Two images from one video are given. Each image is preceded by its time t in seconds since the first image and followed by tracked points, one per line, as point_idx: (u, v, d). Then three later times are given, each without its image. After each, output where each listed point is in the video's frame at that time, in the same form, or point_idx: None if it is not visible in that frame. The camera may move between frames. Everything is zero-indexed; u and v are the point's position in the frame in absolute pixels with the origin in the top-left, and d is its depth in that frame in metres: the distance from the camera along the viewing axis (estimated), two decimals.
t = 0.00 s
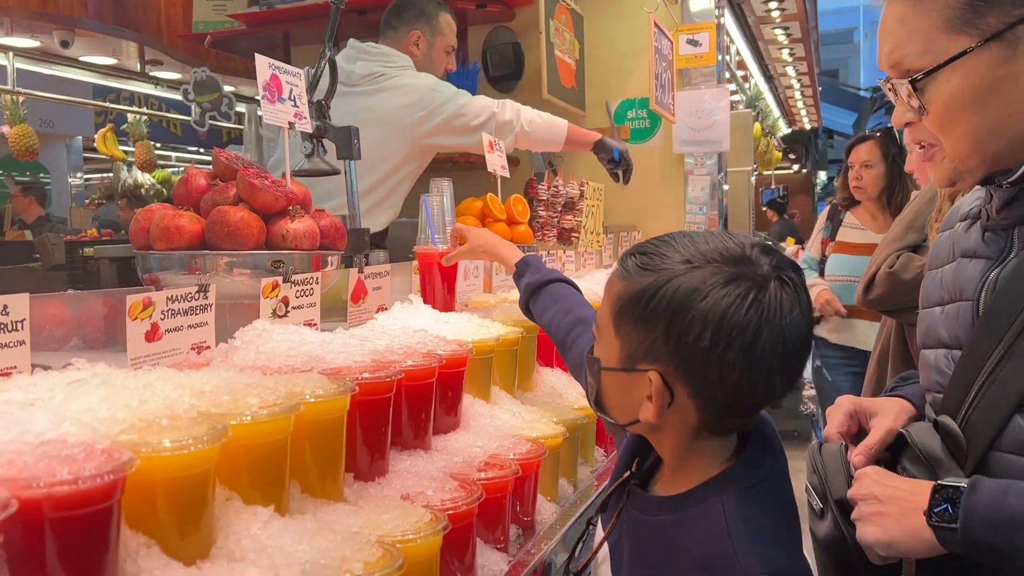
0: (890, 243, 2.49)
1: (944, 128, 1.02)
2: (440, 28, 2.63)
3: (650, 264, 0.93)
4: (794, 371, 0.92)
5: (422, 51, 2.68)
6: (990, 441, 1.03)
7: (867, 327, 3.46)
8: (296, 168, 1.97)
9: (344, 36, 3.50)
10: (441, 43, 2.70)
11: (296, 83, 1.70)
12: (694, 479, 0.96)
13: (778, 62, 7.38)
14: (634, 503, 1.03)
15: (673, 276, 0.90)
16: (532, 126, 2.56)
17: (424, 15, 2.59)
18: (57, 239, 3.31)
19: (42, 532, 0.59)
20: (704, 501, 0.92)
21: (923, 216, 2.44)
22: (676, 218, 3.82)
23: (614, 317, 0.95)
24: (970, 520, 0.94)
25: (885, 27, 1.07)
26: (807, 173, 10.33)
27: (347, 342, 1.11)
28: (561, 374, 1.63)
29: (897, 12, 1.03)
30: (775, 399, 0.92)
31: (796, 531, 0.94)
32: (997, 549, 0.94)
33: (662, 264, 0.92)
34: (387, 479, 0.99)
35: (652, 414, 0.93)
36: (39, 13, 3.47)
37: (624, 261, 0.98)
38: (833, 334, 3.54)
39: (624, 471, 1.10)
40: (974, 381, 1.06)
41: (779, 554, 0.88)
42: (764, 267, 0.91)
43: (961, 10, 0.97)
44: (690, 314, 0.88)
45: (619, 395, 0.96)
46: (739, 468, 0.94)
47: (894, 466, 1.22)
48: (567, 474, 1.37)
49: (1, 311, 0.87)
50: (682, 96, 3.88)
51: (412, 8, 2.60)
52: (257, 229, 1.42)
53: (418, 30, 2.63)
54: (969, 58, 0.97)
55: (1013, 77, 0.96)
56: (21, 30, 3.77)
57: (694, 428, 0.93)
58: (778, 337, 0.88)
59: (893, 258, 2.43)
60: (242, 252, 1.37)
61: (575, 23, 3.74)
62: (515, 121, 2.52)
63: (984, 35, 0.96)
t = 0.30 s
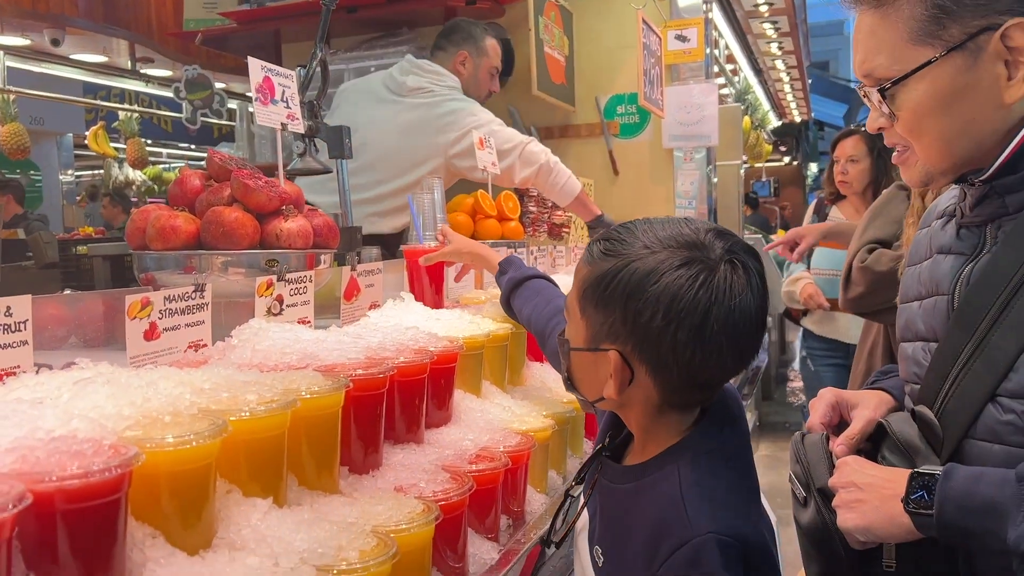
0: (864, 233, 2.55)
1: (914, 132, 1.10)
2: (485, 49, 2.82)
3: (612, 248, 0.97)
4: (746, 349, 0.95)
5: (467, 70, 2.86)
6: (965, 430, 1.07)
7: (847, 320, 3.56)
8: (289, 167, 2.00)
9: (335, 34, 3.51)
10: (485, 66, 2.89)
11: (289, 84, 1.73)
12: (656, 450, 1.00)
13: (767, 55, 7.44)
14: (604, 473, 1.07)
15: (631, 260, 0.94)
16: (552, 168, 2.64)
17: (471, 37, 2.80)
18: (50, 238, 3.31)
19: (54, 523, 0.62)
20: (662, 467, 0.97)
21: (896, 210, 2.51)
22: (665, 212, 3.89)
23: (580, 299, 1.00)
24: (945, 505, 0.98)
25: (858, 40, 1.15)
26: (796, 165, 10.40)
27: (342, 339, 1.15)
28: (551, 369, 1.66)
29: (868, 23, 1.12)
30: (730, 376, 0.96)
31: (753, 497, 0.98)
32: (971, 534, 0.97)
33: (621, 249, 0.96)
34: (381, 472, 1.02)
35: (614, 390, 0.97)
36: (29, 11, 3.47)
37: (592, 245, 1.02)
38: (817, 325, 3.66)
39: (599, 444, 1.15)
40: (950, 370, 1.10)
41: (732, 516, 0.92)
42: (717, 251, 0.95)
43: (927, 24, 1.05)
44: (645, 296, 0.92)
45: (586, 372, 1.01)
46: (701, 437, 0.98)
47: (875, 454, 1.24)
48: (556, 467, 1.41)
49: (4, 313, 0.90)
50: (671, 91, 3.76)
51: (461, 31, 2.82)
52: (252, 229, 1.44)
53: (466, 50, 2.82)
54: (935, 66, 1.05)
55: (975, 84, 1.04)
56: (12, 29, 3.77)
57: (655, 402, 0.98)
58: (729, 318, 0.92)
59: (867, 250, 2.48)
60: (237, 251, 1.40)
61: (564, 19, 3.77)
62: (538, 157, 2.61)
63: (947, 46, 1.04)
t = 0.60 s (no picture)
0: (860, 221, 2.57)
1: (900, 129, 1.10)
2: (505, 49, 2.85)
3: (591, 241, 0.97)
4: (727, 335, 0.95)
5: (486, 69, 2.88)
6: (957, 423, 1.08)
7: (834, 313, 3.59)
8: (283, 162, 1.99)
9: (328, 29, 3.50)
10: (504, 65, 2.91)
11: (281, 80, 1.72)
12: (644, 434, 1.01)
13: (761, 49, 7.44)
14: (596, 453, 1.07)
15: (608, 252, 0.94)
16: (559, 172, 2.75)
17: (491, 37, 2.83)
18: (44, 235, 3.30)
19: (47, 519, 0.63)
20: (651, 448, 0.97)
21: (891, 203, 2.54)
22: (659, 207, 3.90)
23: (563, 292, 1.01)
24: (938, 499, 0.98)
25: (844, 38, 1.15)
26: (792, 159, 10.40)
27: (335, 335, 1.15)
28: (545, 364, 1.66)
29: (854, 21, 1.12)
30: (713, 361, 0.96)
31: (740, 475, 0.98)
32: (964, 527, 0.97)
33: (599, 241, 0.96)
34: (375, 467, 1.02)
35: (599, 380, 0.98)
36: (21, 7, 3.45)
37: (574, 238, 1.02)
38: (803, 319, 3.69)
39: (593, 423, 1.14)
40: (941, 365, 1.11)
41: (718, 494, 0.93)
42: (692, 237, 0.94)
43: (910, 22, 1.05)
44: (622, 286, 0.92)
45: (573, 362, 1.02)
46: (690, 420, 0.98)
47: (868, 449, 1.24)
48: (551, 460, 1.41)
49: None
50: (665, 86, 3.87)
51: (480, 32, 2.85)
52: (245, 225, 1.44)
53: (486, 50, 2.85)
54: (918, 65, 1.05)
55: (957, 81, 1.04)
56: (4, 26, 3.74)
57: (643, 388, 0.98)
58: (706, 305, 0.91)
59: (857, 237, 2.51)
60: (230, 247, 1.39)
61: (558, 14, 3.76)
62: (548, 162, 2.70)
63: (930, 44, 1.04)
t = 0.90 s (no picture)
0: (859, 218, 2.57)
1: (895, 125, 1.10)
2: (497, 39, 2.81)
3: (596, 244, 0.96)
4: (733, 337, 0.94)
5: (479, 59, 2.86)
6: (953, 418, 1.07)
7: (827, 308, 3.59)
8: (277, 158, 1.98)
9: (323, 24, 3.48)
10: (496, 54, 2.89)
11: (275, 75, 1.70)
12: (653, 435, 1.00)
13: (759, 44, 7.42)
14: (605, 454, 1.07)
15: (612, 256, 0.93)
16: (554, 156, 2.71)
17: (483, 28, 2.81)
18: (38, 233, 3.28)
19: (33, 522, 0.61)
20: (660, 449, 0.97)
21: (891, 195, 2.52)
22: (657, 202, 3.91)
23: (569, 296, 1.00)
24: (934, 495, 0.97)
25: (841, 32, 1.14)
26: (789, 153, 10.37)
27: (329, 332, 1.13)
28: (542, 360, 1.65)
29: (849, 17, 1.11)
30: (719, 363, 0.95)
31: (748, 478, 0.98)
32: (958, 524, 0.96)
33: (602, 245, 0.96)
34: (369, 466, 1.01)
35: (606, 382, 0.97)
36: (14, 3, 3.43)
37: (579, 241, 1.01)
38: (797, 313, 3.70)
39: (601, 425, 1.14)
40: (937, 360, 1.10)
41: (728, 498, 0.92)
42: (696, 238, 0.93)
43: (905, 17, 1.04)
44: (627, 289, 0.91)
45: (580, 365, 1.01)
46: (695, 424, 0.97)
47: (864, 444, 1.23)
48: (548, 458, 1.40)
49: None
50: (661, 80, 3.86)
51: (471, 23, 2.84)
52: (239, 221, 1.43)
53: (477, 40, 2.83)
54: (912, 62, 1.04)
55: (952, 78, 1.04)
56: None
57: (649, 390, 0.97)
58: (711, 307, 0.90)
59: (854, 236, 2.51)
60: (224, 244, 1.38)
61: (554, 8, 3.74)
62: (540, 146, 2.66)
63: (925, 40, 1.03)
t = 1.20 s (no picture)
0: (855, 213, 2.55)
1: (895, 121, 1.09)
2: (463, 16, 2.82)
3: (623, 259, 0.94)
4: (760, 353, 0.93)
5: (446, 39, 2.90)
6: (953, 416, 1.05)
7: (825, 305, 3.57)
8: (274, 154, 1.96)
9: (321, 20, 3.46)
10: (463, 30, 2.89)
11: (271, 69, 1.69)
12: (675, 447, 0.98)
13: (759, 40, 7.40)
14: (618, 466, 1.06)
15: (643, 270, 0.91)
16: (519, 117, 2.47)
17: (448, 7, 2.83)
18: (36, 230, 3.26)
19: (17, 523, 0.60)
20: (682, 463, 0.95)
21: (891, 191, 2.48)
22: (657, 200, 3.90)
23: (592, 309, 0.97)
24: (933, 493, 0.96)
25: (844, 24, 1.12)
26: (789, 150, 10.34)
27: (325, 329, 1.12)
28: (542, 357, 1.63)
29: (850, 10, 1.10)
30: (745, 379, 0.94)
31: (764, 491, 0.97)
32: (958, 524, 0.94)
33: (632, 258, 0.93)
34: (366, 465, 1.00)
35: (629, 396, 0.95)
36: None
37: (603, 254, 0.98)
38: (795, 311, 3.69)
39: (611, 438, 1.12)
40: (938, 357, 1.08)
41: (752, 513, 0.91)
42: (728, 254, 0.92)
43: (905, 10, 1.03)
44: (659, 306, 0.89)
45: (600, 378, 0.99)
46: (709, 436, 0.96)
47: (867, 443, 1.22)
48: (548, 456, 1.39)
49: None
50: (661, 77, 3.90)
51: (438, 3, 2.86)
52: (234, 217, 1.41)
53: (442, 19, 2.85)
54: (912, 56, 1.03)
55: (953, 73, 1.02)
56: None
57: (672, 404, 0.96)
58: (742, 324, 0.89)
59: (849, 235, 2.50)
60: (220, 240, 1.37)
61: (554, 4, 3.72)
62: (500, 106, 2.46)
63: (925, 35, 1.01)
